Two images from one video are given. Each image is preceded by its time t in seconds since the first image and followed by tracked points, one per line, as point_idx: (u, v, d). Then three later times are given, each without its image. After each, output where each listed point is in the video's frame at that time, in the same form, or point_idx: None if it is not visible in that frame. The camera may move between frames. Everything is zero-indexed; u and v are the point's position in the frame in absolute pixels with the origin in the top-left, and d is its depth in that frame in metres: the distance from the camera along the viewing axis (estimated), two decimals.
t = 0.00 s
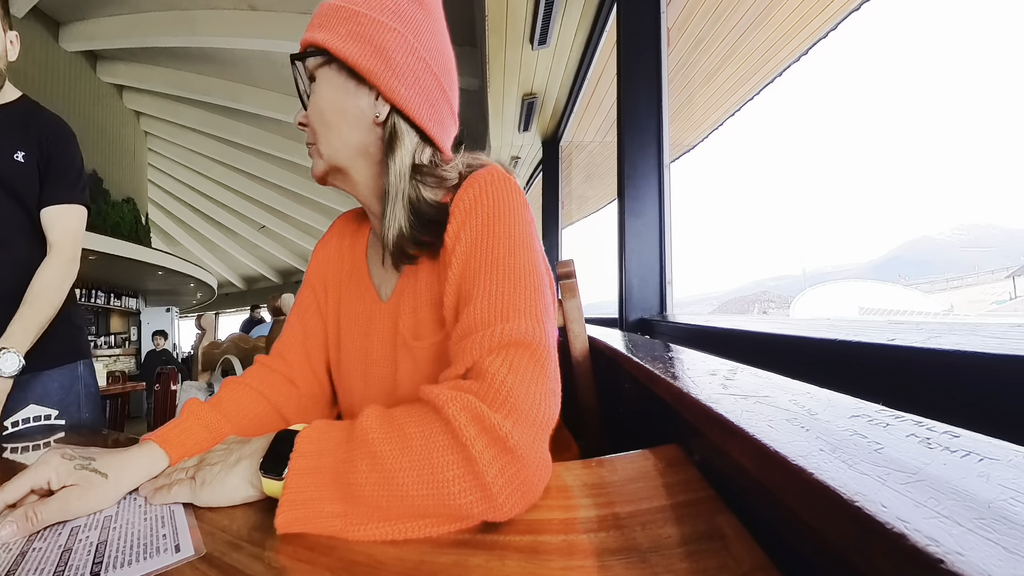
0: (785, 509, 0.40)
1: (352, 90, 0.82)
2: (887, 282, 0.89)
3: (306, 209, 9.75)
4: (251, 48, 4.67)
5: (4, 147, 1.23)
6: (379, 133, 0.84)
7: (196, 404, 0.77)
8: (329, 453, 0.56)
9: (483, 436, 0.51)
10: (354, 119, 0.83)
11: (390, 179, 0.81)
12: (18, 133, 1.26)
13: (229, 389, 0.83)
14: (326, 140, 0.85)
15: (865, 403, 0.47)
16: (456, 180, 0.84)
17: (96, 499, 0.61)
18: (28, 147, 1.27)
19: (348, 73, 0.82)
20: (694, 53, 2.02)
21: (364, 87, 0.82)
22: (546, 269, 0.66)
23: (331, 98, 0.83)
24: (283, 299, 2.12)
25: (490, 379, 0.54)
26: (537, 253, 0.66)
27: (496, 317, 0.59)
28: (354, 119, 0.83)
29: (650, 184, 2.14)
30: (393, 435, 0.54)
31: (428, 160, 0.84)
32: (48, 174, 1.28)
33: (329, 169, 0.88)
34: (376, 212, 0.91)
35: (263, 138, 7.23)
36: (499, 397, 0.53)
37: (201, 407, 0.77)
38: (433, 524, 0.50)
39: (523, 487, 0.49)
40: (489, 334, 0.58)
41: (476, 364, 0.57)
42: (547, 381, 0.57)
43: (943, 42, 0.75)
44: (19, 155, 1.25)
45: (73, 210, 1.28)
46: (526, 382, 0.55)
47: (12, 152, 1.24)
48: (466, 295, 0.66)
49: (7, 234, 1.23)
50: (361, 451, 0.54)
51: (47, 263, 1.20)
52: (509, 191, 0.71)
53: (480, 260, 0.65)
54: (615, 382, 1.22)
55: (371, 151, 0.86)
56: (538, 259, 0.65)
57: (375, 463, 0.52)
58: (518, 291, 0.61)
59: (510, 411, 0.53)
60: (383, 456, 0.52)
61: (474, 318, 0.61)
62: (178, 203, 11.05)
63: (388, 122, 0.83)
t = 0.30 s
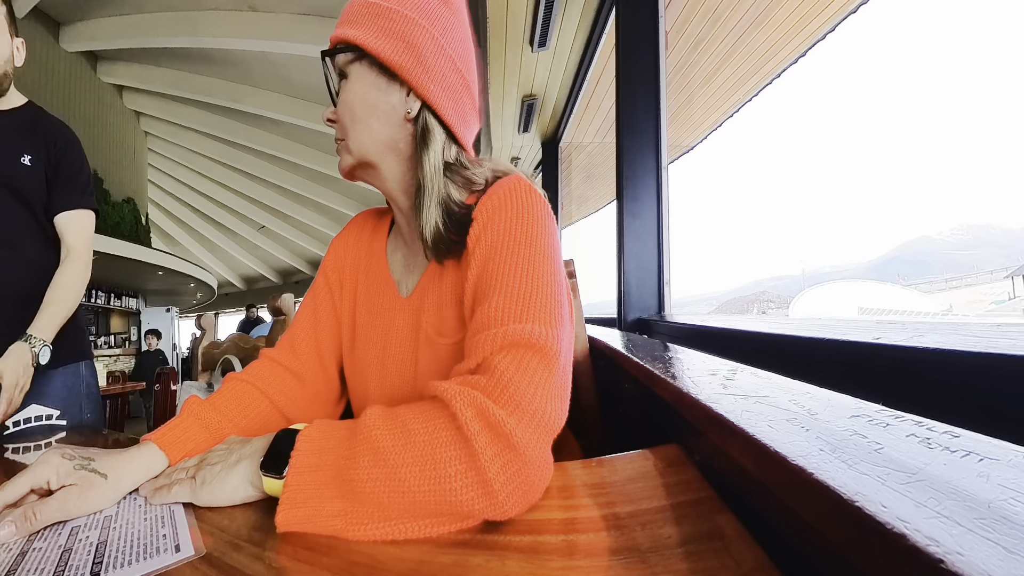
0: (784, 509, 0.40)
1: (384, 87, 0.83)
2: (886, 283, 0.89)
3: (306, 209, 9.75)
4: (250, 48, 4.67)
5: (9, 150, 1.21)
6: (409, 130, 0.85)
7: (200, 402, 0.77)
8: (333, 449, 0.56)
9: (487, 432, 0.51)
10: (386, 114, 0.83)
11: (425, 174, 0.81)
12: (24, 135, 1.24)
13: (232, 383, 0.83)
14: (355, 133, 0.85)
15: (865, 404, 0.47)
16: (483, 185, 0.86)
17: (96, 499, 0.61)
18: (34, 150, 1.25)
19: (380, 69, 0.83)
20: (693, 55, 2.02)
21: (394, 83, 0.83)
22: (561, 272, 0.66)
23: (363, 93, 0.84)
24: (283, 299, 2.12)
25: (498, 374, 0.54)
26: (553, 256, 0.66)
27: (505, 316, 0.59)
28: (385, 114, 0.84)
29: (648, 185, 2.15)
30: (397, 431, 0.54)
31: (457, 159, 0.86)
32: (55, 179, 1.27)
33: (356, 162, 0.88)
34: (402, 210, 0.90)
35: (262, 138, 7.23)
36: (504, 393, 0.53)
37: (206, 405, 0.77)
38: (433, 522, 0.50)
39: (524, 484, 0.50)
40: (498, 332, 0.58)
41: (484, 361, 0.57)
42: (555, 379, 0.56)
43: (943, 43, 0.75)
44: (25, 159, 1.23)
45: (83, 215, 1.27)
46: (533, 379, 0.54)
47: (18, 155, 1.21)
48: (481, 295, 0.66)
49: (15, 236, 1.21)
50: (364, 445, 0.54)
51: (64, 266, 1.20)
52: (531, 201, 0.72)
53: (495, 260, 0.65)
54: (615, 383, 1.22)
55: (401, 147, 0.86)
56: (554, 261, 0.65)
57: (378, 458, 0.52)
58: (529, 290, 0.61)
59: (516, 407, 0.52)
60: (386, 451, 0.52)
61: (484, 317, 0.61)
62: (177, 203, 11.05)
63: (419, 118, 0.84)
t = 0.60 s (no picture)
0: (784, 509, 0.40)
1: (384, 91, 0.83)
2: (885, 283, 0.89)
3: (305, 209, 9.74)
4: (250, 49, 4.67)
5: (35, 158, 1.22)
6: (409, 133, 0.85)
7: (201, 401, 0.77)
8: (333, 450, 0.56)
9: (487, 432, 0.51)
10: (385, 118, 0.84)
11: (426, 177, 0.81)
12: (54, 145, 1.26)
13: (232, 381, 0.82)
14: (355, 136, 0.85)
15: (864, 403, 0.47)
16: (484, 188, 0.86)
17: (96, 499, 0.61)
18: (63, 160, 1.27)
19: (382, 73, 0.83)
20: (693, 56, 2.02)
21: (396, 87, 0.83)
22: (561, 273, 0.66)
23: (365, 97, 0.84)
24: (283, 300, 2.12)
25: (498, 374, 0.54)
26: (554, 256, 0.66)
27: (506, 316, 0.59)
28: (386, 119, 0.84)
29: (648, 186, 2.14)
30: (397, 431, 0.54)
31: (455, 163, 0.85)
32: (80, 187, 1.30)
33: (357, 164, 0.88)
34: (404, 211, 0.90)
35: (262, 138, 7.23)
36: (505, 393, 0.53)
37: (206, 404, 0.77)
38: (433, 522, 0.50)
39: (524, 484, 0.50)
40: (499, 332, 0.58)
41: (486, 360, 0.57)
42: (555, 379, 0.56)
43: (943, 44, 0.75)
44: (53, 167, 1.25)
45: (109, 224, 1.33)
46: (533, 379, 0.54)
47: (46, 163, 1.23)
48: (480, 295, 0.66)
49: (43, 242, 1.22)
50: (364, 445, 0.54)
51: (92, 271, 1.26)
52: (533, 201, 0.72)
53: (495, 261, 0.65)
54: (615, 383, 1.22)
55: (401, 150, 0.86)
56: (556, 261, 0.66)
57: (378, 458, 0.52)
58: (530, 289, 0.61)
59: (516, 407, 0.52)
60: (386, 451, 0.52)
61: (485, 316, 0.61)
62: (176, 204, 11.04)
63: (419, 122, 0.84)
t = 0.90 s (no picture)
0: (784, 509, 0.40)
1: (382, 94, 0.84)
2: (884, 283, 0.88)
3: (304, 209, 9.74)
4: (250, 49, 4.66)
5: (73, 169, 1.31)
6: (408, 134, 0.85)
7: (201, 400, 0.77)
8: (333, 450, 0.56)
9: (487, 432, 0.51)
10: (384, 121, 0.84)
11: (425, 177, 0.81)
12: (89, 157, 1.34)
13: (232, 380, 0.82)
14: (356, 139, 0.86)
15: (864, 404, 0.47)
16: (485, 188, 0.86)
17: (96, 499, 0.61)
18: (96, 169, 1.35)
19: (380, 76, 0.83)
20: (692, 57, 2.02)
21: (393, 89, 0.83)
22: (561, 273, 0.66)
23: (363, 101, 0.85)
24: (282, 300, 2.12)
25: (498, 374, 0.54)
26: (554, 256, 0.66)
27: (507, 316, 0.59)
28: (384, 121, 0.84)
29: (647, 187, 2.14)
30: (397, 430, 0.54)
31: (455, 162, 0.85)
32: (112, 198, 1.38)
33: (360, 166, 0.89)
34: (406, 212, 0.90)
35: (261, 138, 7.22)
36: (505, 392, 0.53)
37: (207, 404, 0.77)
38: (433, 523, 0.50)
39: (523, 484, 0.50)
40: (499, 331, 0.58)
41: (486, 360, 0.57)
42: (555, 379, 0.56)
43: (942, 44, 0.75)
44: (87, 177, 1.32)
45: (139, 235, 1.43)
46: (533, 379, 0.54)
47: (80, 173, 1.31)
48: (480, 295, 0.66)
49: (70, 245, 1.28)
50: (364, 445, 0.54)
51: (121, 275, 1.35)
52: (533, 201, 0.72)
53: (496, 262, 0.65)
54: (615, 383, 1.22)
55: (400, 151, 0.86)
56: (556, 261, 0.66)
57: (378, 458, 0.52)
58: (531, 289, 0.61)
59: (516, 406, 0.52)
60: (386, 451, 0.52)
61: (485, 315, 0.61)
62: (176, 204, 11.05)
63: (417, 122, 0.84)
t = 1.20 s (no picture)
0: (784, 509, 0.40)
1: (386, 92, 0.84)
2: (883, 283, 0.88)
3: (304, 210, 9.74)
4: (251, 51, 4.66)
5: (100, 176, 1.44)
6: (411, 133, 0.85)
7: (202, 399, 0.77)
8: (333, 450, 0.56)
9: (487, 432, 0.51)
10: (387, 119, 0.84)
11: (428, 175, 0.81)
12: (114, 167, 1.48)
13: (232, 379, 0.82)
14: (359, 137, 0.86)
15: (864, 403, 0.47)
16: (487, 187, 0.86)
17: (96, 499, 0.61)
18: (120, 179, 1.49)
19: (383, 76, 0.84)
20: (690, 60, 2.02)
21: (397, 88, 0.83)
22: (563, 273, 0.66)
23: (368, 101, 0.85)
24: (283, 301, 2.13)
25: (498, 374, 0.54)
26: (555, 256, 0.66)
27: (508, 316, 0.59)
28: (389, 120, 0.84)
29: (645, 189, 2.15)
30: (398, 430, 0.54)
31: (458, 162, 0.85)
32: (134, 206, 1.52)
33: (363, 165, 0.89)
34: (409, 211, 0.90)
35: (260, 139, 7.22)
36: (505, 392, 0.53)
37: (208, 403, 0.76)
38: (433, 523, 0.50)
39: (523, 484, 0.50)
40: (500, 331, 0.58)
41: (487, 359, 0.57)
42: (556, 379, 0.56)
43: (941, 45, 0.75)
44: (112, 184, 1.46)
45: (155, 244, 1.55)
46: (533, 379, 0.54)
47: (106, 181, 1.44)
48: (482, 295, 0.66)
49: (91, 246, 1.40)
50: (365, 445, 0.53)
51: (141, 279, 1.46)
52: (535, 202, 0.72)
53: (497, 262, 0.65)
54: (615, 383, 1.22)
55: (404, 150, 0.86)
56: (557, 261, 0.66)
57: (378, 458, 0.52)
58: (532, 289, 0.61)
59: (516, 406, 0.52)
60: (386, 451, 0.52)
61: (486, 315, 0.61)
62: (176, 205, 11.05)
63: (420, 121, 0.84)
